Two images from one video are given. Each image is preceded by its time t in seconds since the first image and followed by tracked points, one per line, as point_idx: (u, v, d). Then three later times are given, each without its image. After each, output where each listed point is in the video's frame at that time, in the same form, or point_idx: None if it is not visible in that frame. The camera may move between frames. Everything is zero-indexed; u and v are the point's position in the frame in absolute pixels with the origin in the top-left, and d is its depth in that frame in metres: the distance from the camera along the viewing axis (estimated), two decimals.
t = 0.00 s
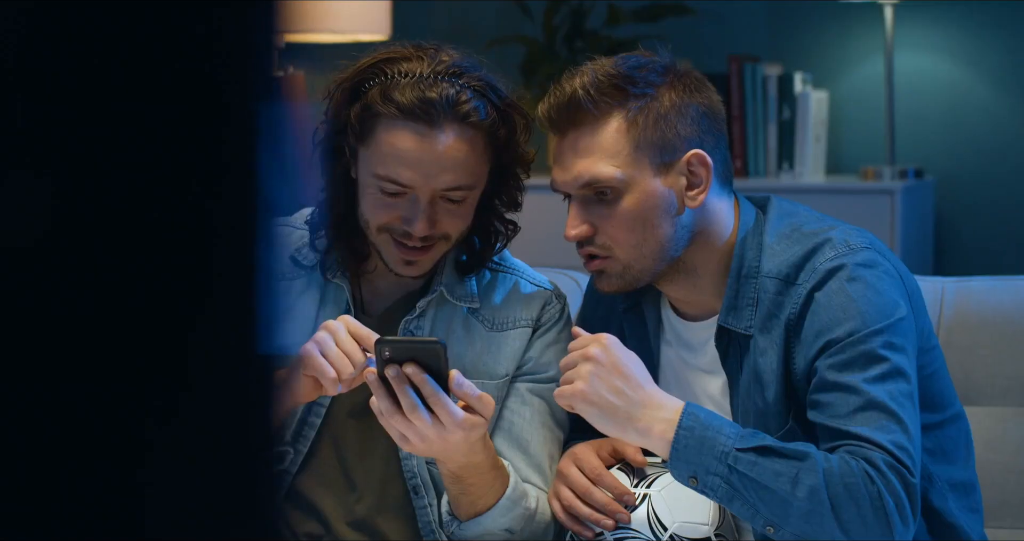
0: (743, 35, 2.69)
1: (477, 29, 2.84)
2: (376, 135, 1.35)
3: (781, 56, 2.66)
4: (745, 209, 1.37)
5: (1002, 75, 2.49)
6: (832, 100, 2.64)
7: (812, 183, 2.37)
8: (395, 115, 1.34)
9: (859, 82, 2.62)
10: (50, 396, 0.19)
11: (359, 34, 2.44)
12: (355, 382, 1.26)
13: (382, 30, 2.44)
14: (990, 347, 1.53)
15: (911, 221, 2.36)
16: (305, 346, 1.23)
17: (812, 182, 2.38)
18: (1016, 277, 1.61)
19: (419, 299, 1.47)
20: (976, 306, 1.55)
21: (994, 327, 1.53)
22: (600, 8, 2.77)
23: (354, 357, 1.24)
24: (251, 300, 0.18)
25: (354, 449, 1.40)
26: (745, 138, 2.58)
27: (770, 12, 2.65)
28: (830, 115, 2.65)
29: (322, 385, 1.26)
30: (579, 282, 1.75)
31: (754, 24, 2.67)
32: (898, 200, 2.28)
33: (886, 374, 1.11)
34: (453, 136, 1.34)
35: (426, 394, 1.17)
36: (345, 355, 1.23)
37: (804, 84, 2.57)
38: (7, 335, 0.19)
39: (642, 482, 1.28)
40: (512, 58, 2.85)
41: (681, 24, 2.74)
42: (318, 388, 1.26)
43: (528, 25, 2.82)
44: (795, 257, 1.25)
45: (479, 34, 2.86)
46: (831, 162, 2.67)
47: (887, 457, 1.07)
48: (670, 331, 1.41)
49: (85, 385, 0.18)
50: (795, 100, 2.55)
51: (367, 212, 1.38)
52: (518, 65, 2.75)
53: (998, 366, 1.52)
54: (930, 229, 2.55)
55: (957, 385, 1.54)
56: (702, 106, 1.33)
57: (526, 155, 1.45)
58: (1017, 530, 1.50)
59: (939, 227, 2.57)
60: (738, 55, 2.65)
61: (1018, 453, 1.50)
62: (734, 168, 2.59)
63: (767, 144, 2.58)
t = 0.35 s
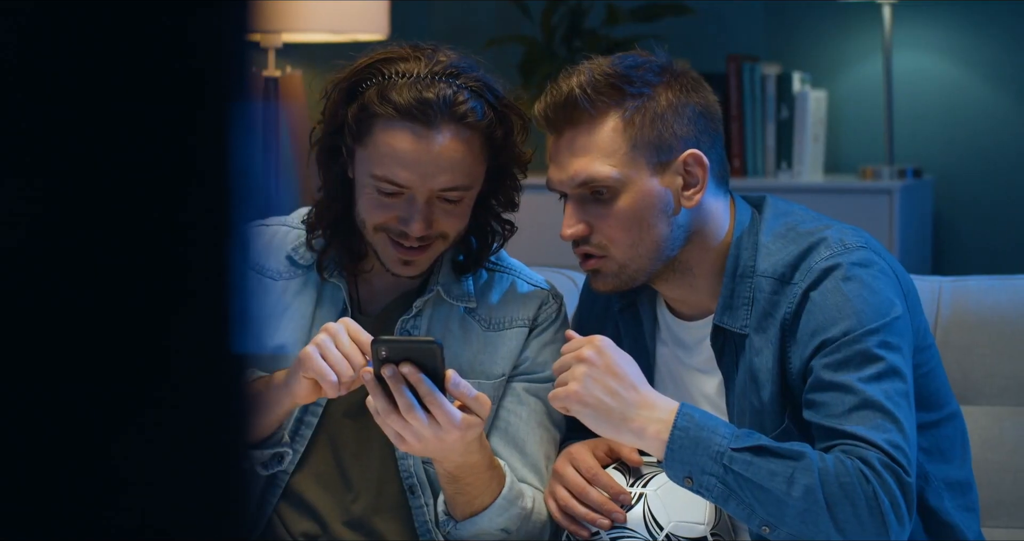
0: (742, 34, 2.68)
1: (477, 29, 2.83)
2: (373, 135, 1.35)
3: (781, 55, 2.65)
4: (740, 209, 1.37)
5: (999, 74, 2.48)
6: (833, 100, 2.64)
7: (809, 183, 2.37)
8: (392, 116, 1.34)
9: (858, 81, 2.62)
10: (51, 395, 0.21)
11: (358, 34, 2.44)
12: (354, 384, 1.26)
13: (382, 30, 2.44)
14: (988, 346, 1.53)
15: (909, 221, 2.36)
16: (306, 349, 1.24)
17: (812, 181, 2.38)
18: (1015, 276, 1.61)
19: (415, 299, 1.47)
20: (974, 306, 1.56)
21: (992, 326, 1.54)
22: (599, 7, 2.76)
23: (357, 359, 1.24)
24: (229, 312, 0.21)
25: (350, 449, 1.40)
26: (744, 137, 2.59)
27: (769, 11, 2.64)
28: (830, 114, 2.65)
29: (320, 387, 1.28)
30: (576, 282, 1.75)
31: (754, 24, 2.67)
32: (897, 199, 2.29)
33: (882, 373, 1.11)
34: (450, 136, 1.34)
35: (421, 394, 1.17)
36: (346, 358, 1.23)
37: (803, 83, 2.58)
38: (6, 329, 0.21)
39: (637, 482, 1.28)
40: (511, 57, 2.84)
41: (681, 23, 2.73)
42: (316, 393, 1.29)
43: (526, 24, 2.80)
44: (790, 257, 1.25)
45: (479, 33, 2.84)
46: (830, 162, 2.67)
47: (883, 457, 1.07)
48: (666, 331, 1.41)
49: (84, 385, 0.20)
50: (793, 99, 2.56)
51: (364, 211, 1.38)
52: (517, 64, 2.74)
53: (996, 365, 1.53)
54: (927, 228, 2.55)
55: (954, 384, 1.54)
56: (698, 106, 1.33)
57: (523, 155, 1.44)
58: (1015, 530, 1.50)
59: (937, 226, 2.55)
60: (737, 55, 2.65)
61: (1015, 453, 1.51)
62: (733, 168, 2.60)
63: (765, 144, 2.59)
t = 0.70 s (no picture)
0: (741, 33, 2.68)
1: (477, 28, 2.83)
2: (372, 135, 1.35)
3: (780, 54, 2.66)
4: (738, 208, 1.37)
5: (997, 73, 2.48)
6: (832, 99, 2.65)
7: (809, 183, 2.37)
8: (391, 116, 1.34)
9: (856, 80, 2.62)
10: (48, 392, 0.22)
11: (358, 33, 2.44)
12: (353, 384, 1.26)
13: (381, 28, 2.44)
14: (987, 347, 1.53)
15: (908, 220, 2.36)
16: (306, 349, 1.24)
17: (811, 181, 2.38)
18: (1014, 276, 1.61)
19: (413, 299, 1.47)
20: (971, 306, 1.56)
21: (990, 326, 1.54)
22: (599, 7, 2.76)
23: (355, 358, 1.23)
24: (214, 312, 0.22)
25: (348, 448, 1.40)
26: (743, 136, 2.59)
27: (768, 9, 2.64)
28: (829, 114, 2.66)
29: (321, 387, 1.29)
30: (574, 281, 1.75)
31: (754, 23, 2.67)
32: (896, 199, 2.29)
33: (879, 373, 1.11)
34: (448, 136, 1.34)
35: (420, 394, 1.17)
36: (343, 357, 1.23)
37: (802, 82, 2.59)
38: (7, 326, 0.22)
39: (635, 481, 1.28)
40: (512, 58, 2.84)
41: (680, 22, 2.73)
42: (316, 394, 1.29)
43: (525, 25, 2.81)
44: (788, 257, 1.25)
45: (478, 33, 2.84)
46: (829, 162, 2.67)
47: (880, 456, 1.07)
48: (664, 331, 1.41)
49: (81, 385, 0.22)
50: (791, 99, 2.57)
51: (362, 211, 1.38)
52: (517, 64, 2.74)
53: (995, 365, 1.53)
54: (926, 228, 2.54)
55: (952, 384, 1.54)
56: (697, 106, 1.33)
57: (521, 155, 1.44)
58: (1013, 529, 1.50)
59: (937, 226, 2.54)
60: (736, 54, 2.65)
61: (1014, 453, 1.51)
62: (732, 167, 2.60)
63: (765, 143, 2.59)
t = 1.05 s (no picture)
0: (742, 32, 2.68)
1: (478, 29, 2.80)
2: (372, 136, 1.35)
3: (781, 53, 2.65)
4: (739, 209, 1.36)
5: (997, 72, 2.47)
6: (832, 99, 2.65)
7: (809, 182, 2.37)
8: (391, 117, 1.34)
9: (857, 80, 2.62)
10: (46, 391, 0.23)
11: (358, 33, 2.45)
12: (343, 383, 1.26)
13: (381, 28, 2.43)
14: (986, 347, 1.53)
15: (908, 220, 2.36)
16: (288, 349, 1.24)
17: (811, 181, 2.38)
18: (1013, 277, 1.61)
19: (413, 299, 1.47)
20: (971, 305, 1.56)
21: (990, 326, 1.54)
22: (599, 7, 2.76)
23: (338, 357, 1.23)
24: (200, 310, 0.23)
25: (348, 447, 1.40)
26: (743, 136, 2.60)
27: (768, 8, 2.63)
28: (830, 114, 2.66)
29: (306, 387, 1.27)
30: (574, 281, 1.75)
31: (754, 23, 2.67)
32: (897, 199, 2.28)
33: (878, 373, 1.11)
34: (447, 137, 1.34)
35: (420, 394, 1.17)
36: (327, 355, 1.23)
37: (802, 82, 2.59)
38: (8, 324, 0.23)
39: (635, 481, 1.28)
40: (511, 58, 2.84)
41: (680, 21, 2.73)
42: (303, 394, 1.28)
43: (527, 25, 2.78)
44: (788, 257, 1.25)
45: (479, 34, 2.81)
46: (830, 161, 2.68)
47: (878, 457, 1.07)
48: (665, 331, 1.41)
49: (81, 385, 0.23)
50: (792, 99, 2.57)
51: (362, 211, 1.38)
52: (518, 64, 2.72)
53: (994, 365, 1.53)
54: (926, 228, 2.54)
55: (951, 384, 1.54)
56: (699, 107, 1.31)
57: (521, 156, 1.44)
58: (1012, 530, 1.50)
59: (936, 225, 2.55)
60: (737, 55, 2.66)
61: (1012, 452, 1.51)
62: (733, 167, 2.61)
63: (765, 143, 2.59)
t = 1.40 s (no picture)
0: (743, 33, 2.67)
1: (479, 28, 2.80)
2: (369, 137, 1.35)
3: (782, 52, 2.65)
4: (745, 208, 1.36)
5: (996, 72, 2.48)
6: (832, 100, 2.65)
7: (810, 182, 2.37)
8: (388, 117, 1.34)
9: (857, 81, 2.62)
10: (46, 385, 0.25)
11: (359, 32, 2.44)
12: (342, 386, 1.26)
13: (382, 27, 2.42)
14: (985, 347, 1.54)
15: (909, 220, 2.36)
16: (296, 354, 1.23)
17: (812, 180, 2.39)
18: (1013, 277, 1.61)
19: (412, 299, 1.47)
20: (971, 305, 1.56)
21: (989, 326, 1.54)
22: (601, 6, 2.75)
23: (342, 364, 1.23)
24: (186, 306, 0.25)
25: (346, 446, 1.40)
26: (744, 136, 2.60)
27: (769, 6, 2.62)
28: (830, 114, 2.66)
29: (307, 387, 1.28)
30: (574, 281, 1.75)
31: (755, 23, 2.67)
32: (897, 198, 2.28)
33: (878, 373, 1.11)
34: (444, 137, 1.33)
35: (416, 393, 1.17)
36: (333, 359, 1.23)
37: (803, 82, 2.58)
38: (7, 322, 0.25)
39: (634, 481, 1.28)
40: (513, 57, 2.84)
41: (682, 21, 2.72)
42: (306, 393, 1.29)
43: (528, 24, 2.79)
44: (790, 257, 1.25)
45: (480, 33, 2.81)
46: (830, 162, 2.68)
47: (877, 457, 1.07)
48: (666, 329, 1.41)
49: (82, 384, 0.24)
50: (793, 99, 2.56)
51: (360, 212, 1.38)
52: (518, 63, 2.71)
53: (994, 366, 1.53)
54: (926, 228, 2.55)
55: (952, 385, 1.54)
56: (706, 103, 1.30)
57: (519, 156, 1.44)
58: (1012, 530, 1.51)
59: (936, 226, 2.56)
60: (738, 55, 2.65)
61: (1012, 452, 1.51)
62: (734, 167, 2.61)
63: (766, 142, 2.59)
